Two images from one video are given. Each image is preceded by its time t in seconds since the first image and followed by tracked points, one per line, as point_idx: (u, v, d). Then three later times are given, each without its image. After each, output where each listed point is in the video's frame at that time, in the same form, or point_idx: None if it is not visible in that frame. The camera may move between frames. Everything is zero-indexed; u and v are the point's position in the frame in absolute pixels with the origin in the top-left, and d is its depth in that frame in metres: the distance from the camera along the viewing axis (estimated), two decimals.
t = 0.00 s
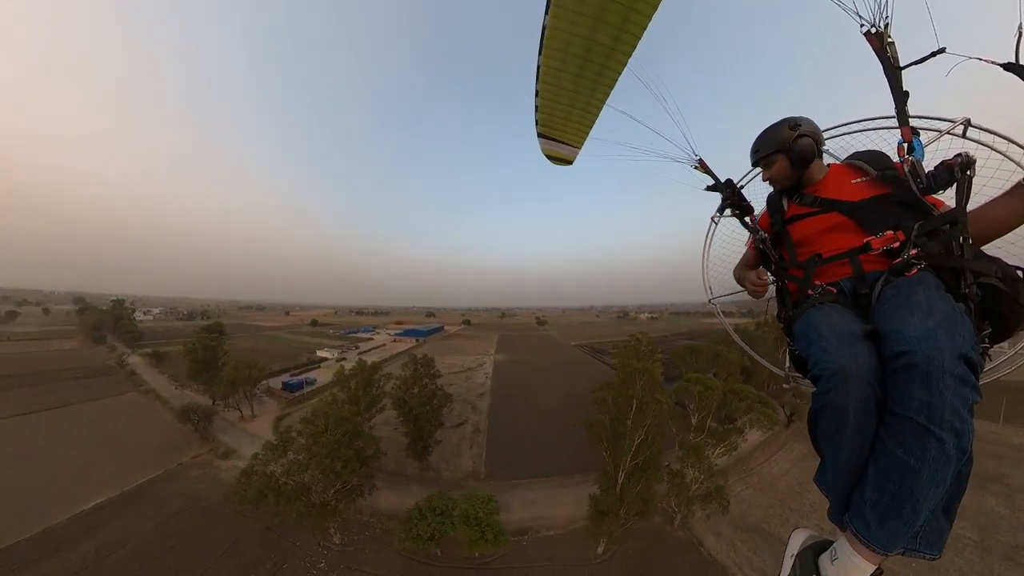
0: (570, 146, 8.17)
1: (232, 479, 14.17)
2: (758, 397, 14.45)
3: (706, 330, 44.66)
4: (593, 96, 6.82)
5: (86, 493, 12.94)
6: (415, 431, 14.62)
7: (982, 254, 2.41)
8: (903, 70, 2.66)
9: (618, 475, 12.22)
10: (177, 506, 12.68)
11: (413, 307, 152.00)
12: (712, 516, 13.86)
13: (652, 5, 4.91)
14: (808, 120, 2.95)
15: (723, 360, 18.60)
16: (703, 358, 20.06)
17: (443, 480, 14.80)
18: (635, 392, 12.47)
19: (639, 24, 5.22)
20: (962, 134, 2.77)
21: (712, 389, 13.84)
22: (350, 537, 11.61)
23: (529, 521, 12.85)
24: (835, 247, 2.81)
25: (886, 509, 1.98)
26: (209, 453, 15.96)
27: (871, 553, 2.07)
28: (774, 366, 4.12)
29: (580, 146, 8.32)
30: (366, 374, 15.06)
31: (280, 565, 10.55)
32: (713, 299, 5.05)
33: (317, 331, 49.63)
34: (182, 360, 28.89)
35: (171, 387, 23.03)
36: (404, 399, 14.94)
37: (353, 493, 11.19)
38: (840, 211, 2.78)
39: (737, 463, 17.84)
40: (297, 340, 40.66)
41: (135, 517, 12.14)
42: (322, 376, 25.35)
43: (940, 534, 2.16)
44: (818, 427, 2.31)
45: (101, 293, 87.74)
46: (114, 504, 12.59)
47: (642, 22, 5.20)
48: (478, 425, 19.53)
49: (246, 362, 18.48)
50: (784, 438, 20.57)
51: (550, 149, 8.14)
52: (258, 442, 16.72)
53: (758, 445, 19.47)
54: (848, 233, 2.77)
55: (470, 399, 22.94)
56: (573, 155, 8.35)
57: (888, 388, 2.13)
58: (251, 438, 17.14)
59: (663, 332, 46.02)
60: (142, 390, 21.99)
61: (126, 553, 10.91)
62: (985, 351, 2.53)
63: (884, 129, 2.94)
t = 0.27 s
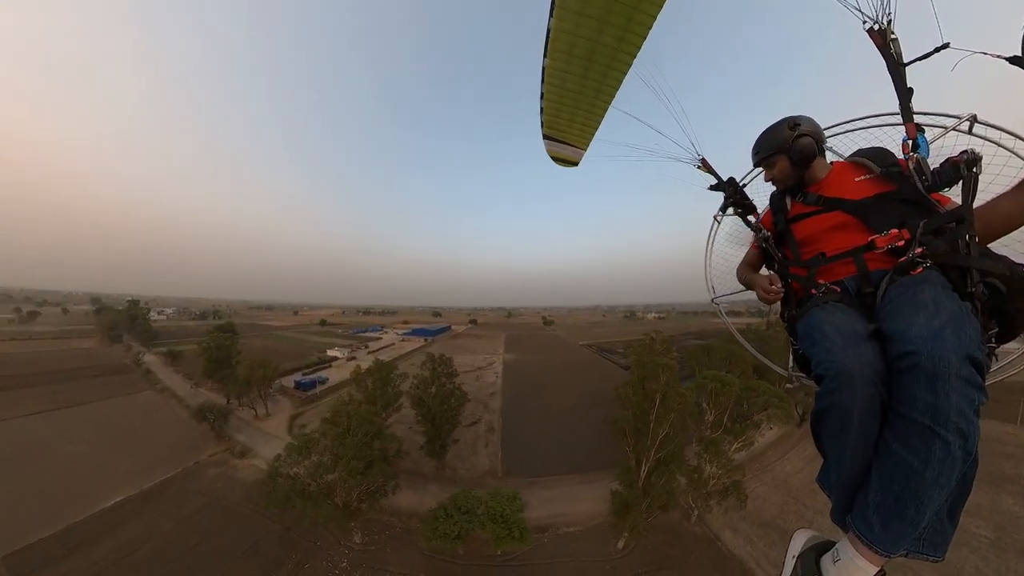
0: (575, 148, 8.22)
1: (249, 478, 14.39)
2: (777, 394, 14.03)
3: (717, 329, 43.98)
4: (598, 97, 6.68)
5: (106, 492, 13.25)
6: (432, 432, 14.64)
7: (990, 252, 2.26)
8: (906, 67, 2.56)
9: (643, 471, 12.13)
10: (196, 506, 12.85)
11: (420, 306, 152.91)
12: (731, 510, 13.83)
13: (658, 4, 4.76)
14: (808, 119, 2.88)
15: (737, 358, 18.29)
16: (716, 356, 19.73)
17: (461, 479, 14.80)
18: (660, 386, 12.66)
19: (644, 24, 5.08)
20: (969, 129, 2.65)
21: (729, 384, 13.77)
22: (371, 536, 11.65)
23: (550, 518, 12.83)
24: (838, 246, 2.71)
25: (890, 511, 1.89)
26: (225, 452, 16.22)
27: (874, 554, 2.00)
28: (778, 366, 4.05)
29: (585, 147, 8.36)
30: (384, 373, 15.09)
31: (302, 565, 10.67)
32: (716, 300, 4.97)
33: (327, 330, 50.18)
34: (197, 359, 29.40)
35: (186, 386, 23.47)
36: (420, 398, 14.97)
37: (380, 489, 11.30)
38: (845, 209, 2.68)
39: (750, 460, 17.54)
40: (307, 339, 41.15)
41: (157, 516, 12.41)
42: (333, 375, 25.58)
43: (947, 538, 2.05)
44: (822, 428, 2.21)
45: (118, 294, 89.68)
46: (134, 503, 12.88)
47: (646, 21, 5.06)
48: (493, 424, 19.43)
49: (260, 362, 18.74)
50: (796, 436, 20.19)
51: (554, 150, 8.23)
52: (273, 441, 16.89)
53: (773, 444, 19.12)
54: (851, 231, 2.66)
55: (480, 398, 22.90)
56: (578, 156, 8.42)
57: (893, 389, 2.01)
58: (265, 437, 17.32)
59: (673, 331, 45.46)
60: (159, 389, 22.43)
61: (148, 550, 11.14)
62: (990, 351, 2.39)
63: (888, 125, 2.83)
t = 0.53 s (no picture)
0: (581, 149, 7.99)
1: (265, 478, 14.56)
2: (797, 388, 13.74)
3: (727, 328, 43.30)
4: (604, 97, 6.52)
5: (124, 492, 13.48)
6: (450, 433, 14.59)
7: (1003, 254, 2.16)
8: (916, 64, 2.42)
9: (664, 468, 11.85)
10: (213, 507, 12.97)
11: (427, 305, 153.65)
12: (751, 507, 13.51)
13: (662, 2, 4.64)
14: (816, 118, 2.78)
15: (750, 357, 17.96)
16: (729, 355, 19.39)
17: (478, 479, 14.73)
18: (684, 382, 12.95)
19: (649, 22, 4.95)
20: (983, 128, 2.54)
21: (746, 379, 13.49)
22: (392, 536, 11.67)
23: (571, 516, 12.74)
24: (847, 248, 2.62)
25: (898, 521, 1.77)
26: (241, 451, 16.44)
27: (882, 566, 1.86)
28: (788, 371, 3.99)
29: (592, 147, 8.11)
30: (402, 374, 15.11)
31: (323, 566, 10.75)
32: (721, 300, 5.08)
33: (336, 330, 50.65)
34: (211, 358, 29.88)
35: (200, 385, 23.88)
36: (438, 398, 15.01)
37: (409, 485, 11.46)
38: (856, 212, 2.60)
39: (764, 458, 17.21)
40: (317, 338, 41.59)
41: (175, 515, 12.58)
42: (344, 374, 25.80)
43: (957, 548, 1.93)
44: (828, 435, 2.07)
45: (132, 296, 91.55)
46: (153, 502, 13.10)
47: (651, 20, 4.95)
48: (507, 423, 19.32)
49: (273, 361, 18.97)
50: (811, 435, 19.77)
51: (561, 151, 7.97)
52: (288, 441, 17.00)
53: (789, 442, 18.76)
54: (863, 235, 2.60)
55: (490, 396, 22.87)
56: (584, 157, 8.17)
57: (902, 395, 1.89)
58: (279, 436, 17.49)
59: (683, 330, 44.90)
60: (175, 388, 22.84)
61: (171, 547, 11.38)
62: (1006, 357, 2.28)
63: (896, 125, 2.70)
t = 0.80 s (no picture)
0: (587, 149, 7.74)
1: (281, 478, 14.71)
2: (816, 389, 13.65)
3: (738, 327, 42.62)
4: (607, 96, 6.35)
5: (141, 491, 13.70)
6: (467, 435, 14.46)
7: None
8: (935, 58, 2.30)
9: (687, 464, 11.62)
10: (231, 507, 13.13)
11: (433, 305, 154.28)
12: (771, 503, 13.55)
13: None
14: (830, 114, 2.62)
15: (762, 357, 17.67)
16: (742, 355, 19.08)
17: (495, 478, 14.46)
18: (705, 379, 12.82)
19: (651, 19, 4.81)
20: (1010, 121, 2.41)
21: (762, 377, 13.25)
22: (411, 537, 11.60)
23: (591, 513, 12.56)
24: (864, 250, 2.42)
25: (917, 539, 1.63)
26: (255, 450, 16.63)
27: None
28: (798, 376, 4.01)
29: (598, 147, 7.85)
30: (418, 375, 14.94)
31: (345, 567, 10.70)
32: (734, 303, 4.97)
33: (344, 329, 51.14)
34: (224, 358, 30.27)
35: (213, 384, 24.26)
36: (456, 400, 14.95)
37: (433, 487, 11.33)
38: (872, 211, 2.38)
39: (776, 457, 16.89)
40: (326, 338, 42.03)
41: (194, 516, 12.73)
42: (355, 373, 25.91)
43: (977, 567, 1.79)
44: (842, 445, 1.92)
45: (147, 297, 93.40)
46: (171, 502, 13.30)
47: (654, 17, 4.81)
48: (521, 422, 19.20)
49: (287, 361, 19.20)
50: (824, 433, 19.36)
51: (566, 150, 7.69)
52: (304, 441, 17.11)
53: (804, 442, 18.40)
54: (879, 235, 2.39)
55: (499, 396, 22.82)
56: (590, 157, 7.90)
57: (922, 403, 1.75)
58: (294, 436, 17.63)
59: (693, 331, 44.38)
60: (189, 387, 23.18)
61: (196, 543, 11.68)
62: None
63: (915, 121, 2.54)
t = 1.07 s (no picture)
0: (593, 146, 7.58)
1: (295, 478, 14.71)
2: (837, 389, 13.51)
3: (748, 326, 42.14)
4: (612, 94, 6.14)
5: (158, 491, 13.87)
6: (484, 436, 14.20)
7: None
8: (956, 34, 1.86)
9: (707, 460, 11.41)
10: (250, 506, 13.16)
11: (439, 304, 154.97)
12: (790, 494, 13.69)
13: None
14: (845, 99, 2.46)
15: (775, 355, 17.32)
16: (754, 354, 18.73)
17: (512, 477, 14.32)
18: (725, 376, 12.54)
19: (656, 14, 4.61)
20: None
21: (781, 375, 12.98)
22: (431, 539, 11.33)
23: (608, 511, 12.48)
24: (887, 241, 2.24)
25: (951, 549, 1.53)
26: (267, 450, 16.71)
27: None
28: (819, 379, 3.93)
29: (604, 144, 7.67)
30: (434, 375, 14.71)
31: (366, 569, 10.53)
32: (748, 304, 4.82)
33: (352, 328, 51.59)
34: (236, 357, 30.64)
35: (225, 381, 24.61)
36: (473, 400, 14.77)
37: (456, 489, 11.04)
38: (890, 200, 2.18)
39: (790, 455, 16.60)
40: (335, 337, 42.45)
41: (209, 516, 12.70)
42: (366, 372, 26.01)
43: None
44: (868, 448, 1.83)
45: (161, 298, 95.19)
46: (188, 501, 13.37)
47: (659, 11, 4.61)
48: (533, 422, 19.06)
49: (300, 360, 19.32)
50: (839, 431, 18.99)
51: (570, 148, 7.53)
52: (317, 442, 17.08)
53: (819, 441, 18.02)
54: (903, 226, 2.16)
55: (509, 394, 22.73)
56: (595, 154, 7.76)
57: (959, 404, 1.60)
58: (307, 436, 17.67)
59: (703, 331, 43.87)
60: (203, 386, 23.49)
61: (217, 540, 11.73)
62: None
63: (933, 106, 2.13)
